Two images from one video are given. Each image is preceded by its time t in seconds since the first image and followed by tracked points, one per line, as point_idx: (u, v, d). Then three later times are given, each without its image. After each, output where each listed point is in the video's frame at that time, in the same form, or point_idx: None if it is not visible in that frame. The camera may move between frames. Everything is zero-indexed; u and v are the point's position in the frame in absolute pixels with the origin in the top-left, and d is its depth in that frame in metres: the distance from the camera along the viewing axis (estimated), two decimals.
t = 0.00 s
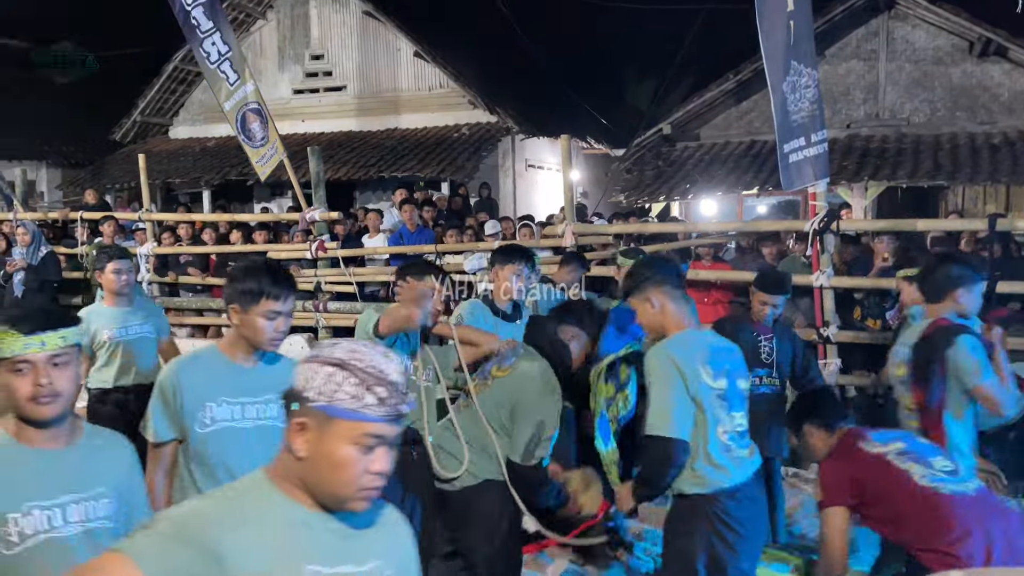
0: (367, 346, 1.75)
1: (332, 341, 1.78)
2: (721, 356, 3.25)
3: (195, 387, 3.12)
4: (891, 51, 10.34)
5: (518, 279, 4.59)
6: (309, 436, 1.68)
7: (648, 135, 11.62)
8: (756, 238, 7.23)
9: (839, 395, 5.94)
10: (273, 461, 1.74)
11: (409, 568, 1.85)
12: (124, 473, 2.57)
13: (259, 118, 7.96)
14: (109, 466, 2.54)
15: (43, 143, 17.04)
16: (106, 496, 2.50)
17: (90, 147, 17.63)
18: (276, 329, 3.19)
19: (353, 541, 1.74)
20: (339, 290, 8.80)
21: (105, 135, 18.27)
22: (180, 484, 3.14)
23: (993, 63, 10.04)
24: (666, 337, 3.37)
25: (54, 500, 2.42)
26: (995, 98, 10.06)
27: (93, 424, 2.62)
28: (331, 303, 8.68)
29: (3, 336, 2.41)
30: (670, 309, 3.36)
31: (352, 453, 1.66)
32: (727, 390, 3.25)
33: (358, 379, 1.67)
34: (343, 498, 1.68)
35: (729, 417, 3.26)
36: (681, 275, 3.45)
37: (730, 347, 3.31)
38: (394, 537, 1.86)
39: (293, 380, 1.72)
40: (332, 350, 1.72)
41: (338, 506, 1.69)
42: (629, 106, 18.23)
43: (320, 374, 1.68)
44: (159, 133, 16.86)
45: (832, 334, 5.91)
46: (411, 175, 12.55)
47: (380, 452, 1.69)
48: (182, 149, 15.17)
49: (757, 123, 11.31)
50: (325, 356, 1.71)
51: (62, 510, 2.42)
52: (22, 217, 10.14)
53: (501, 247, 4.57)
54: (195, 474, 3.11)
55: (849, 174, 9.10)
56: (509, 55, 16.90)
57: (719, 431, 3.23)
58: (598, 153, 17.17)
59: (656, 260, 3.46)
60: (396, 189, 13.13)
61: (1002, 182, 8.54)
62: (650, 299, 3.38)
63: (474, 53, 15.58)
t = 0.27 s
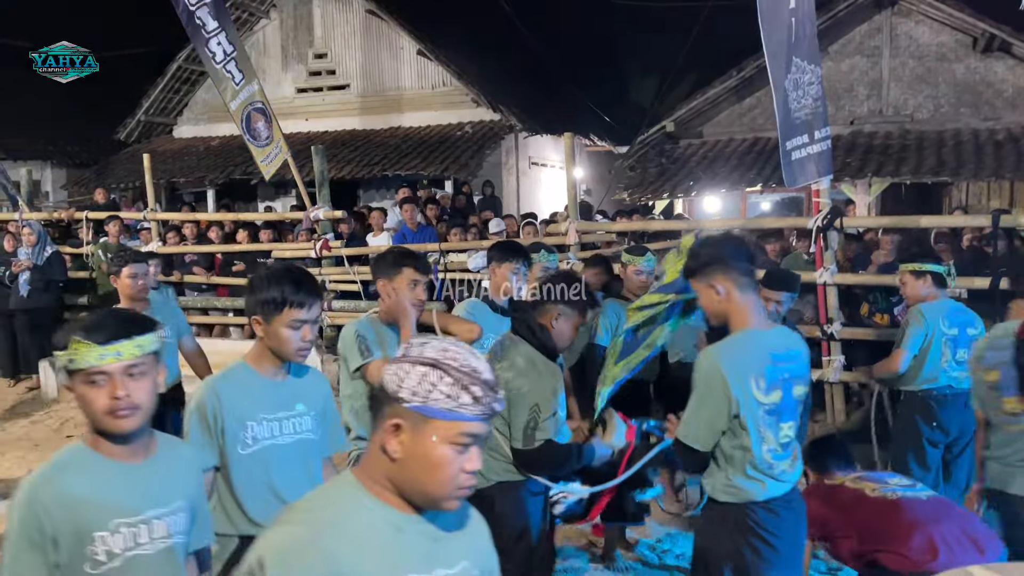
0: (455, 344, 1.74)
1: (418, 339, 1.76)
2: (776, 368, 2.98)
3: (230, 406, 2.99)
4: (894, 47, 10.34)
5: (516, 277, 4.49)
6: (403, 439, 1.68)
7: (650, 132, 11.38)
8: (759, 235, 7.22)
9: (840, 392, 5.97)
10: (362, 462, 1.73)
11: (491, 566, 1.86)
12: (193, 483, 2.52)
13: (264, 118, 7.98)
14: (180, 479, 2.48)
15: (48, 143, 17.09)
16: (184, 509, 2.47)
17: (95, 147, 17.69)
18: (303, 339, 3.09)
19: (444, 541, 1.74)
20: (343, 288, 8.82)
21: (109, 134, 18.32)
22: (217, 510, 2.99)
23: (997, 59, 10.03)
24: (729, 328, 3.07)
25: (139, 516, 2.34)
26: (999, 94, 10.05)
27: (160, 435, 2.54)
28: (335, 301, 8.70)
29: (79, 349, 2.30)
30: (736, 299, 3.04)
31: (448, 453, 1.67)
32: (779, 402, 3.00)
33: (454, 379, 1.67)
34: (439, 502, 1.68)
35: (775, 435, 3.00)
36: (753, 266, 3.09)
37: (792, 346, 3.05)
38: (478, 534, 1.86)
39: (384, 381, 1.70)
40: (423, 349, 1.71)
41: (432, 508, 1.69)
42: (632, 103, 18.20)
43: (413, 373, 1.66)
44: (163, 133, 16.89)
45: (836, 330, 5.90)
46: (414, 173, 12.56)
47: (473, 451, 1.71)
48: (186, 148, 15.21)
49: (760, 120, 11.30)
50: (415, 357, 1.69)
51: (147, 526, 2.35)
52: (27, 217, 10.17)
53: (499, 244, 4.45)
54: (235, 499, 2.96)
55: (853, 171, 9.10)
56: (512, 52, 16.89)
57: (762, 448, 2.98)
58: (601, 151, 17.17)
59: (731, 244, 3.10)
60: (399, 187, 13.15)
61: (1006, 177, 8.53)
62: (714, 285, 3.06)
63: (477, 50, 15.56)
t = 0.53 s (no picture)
0: (535, 355, 1.69)
1: (497, 351, 1.72)
2: (824, 382, 2.68)
3: (270, 421, 2.76)
4: (899, 44, 10.30)
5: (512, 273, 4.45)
6: (490, 459, 1.63)
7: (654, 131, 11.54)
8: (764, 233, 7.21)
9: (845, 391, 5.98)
10: (444, 484, 1.70)
11: None
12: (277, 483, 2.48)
13: (268, 117, 7.98)
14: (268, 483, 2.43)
15: (52, 142, 17.12)
16: (276, 511, 2.42)
17: (100, 146, 17.73)
18: (329, 335, 2.86)
19: (528, 564, 1.75)
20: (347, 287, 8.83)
21: (113, 133, 18.35)
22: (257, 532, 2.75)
23: (1002, 56, 10.00)
24: (783, 333, 2.79)
25: (241, 514, 2.31)
26: (1004, 91, 10.02)
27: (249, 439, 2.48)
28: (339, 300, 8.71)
29: (193, 351, 2.26)
30: (791, 303, 2.73)
31: (537, 471, 1.62)
32: (827, 417, 2.71)
33: (540, 394, 1.62)
34: (530, 522, 1.64)
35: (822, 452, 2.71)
36: (813, 270, 2.78)
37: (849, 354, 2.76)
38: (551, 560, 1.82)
39: (462, 400, 1.66)
40: (503, 364, 1.65)
41: (518, 528, 1.65)
42: (636, 100, 18.16)
43: (497, 390, 1.62)
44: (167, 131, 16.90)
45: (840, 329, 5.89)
46: (418, 171, 12.55)
47: (562, 468, 1.66)
48: (190, 147, 15.23)
49: (764, 117, 11.28)
50: (497, 371, 1.64)
51: (248, 524, 2.31)
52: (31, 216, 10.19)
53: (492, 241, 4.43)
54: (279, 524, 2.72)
55: (858, 168, 9.08)
56: (515, 50, 16.87)
57: (803, 465, 2.70)
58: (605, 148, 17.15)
59: (789, 245, 2.79)
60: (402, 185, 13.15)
61: (1011, 175, 8.51)
62: (766, 287, 2.78)
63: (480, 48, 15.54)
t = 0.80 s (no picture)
0: (622, 357, 1.60)
1: (579, 358, 1.62)
2: (828, 397, 2.60)
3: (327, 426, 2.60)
4: (904, 42, 10.26)
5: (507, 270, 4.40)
6: (599, 476, 1.53)
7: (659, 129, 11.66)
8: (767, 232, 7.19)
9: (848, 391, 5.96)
10: (546, 503, 1.59)
11: None
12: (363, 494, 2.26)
13: (272, 116, 7.97)
14: (351, 492, 2.20)
15: (56, 141, 17.14)
16: (355, 526, 2.19)
17: (103, 145, 17.75)
18: (386, 341, 2.71)
19: None
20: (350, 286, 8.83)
21: (117, 132, 18.37)
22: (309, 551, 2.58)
23: (1007, 54, 9.99)
24: (792, 337, 2.71)
25: (313, 531, 2.08)
26: (1009, 90, 10.00)
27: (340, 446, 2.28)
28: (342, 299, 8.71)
29: (298, 354, 2.05)
30: (800, 308, 2.64)
31: (649, 478, 1.54)
32: (829, 431, 2.65)
33: (643, 396, 1.54)
34: (643, 535, 1.55)
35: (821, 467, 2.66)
36: (827, 273, 2.65)
37: (859, 366, 2.66)
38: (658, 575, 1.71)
39: (555, 418, 1.55)
40: (594, 370, 1.56)
41: (629, 542, 1.56)
42: (639, 98, 18.13)
43: (597, 398, 1.52)
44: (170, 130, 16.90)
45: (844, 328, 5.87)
46: (421, 170, 12.54)
47: (668, 472, 1.58)
48: (193, 146, 15.24)
49: (768, 116, 11.26)
50: (592, 380, 1.54)
51: (321, 542, 2.08)
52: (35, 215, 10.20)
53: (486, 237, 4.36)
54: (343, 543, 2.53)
55: (862, 167, 9.06)
56: (518, 49, 16.84)
57: (802, 478, 2.66)
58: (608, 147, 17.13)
59: (804, 245, 2.66)
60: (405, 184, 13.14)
61: (1016, 174, 8.49)
62: (775, 291, 2.68)
63: (483, 47, 15.52)
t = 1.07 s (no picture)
0: (736, 371, 1.60)
1: (693, 372, 1.60)
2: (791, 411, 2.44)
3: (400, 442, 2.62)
4: (908, 43, 10.23)
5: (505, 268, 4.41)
6: (729, 489, 1.48)
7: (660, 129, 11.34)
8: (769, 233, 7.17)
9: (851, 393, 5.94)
10: (664, 527, 1.51)
11: None
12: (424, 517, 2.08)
13: (276, 116, 7.96)
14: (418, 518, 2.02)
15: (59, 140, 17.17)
16: (416, 559, 1.97)
17: (107, 145, 17.78)
18: (466, 354, 2.74)
19: None
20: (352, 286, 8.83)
21: (120, 132, 18.40)
22: None
23: (1011, 55, 9.98)
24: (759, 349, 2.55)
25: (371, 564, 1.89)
26: (1013, 90, 9.99)
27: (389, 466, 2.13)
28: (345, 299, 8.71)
29: (357, 374, 1.93)
30: (765, 318, 2.48)
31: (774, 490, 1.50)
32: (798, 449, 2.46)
33: (765, 405, 1.53)
34: (770, 555, 1.49)
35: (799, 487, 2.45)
36: (798, 278, 2.45)
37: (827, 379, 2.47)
38: None
39: (678, 430, 1.50)
40: (718, 380, 1.54)
41: (756, 558, 1.49)
42: (643, 98, 18.12)
43: (723, 406, 1.51)
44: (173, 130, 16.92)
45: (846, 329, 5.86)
46: (424, 169, 12.53)
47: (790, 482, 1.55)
48: (197, 145, 15.25)
49: (772, 116, 11.24)
50: (718, 390, 1.52)
51: None
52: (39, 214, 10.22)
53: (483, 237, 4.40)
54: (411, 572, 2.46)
55: (865, 168, 9.04)
56: (522, 49, 16.82)
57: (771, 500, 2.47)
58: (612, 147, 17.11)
59: (771, 249, 2.49)
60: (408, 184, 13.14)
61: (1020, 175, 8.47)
62: (741, 300, 2.54)
63: (486, 47, 15.51)
